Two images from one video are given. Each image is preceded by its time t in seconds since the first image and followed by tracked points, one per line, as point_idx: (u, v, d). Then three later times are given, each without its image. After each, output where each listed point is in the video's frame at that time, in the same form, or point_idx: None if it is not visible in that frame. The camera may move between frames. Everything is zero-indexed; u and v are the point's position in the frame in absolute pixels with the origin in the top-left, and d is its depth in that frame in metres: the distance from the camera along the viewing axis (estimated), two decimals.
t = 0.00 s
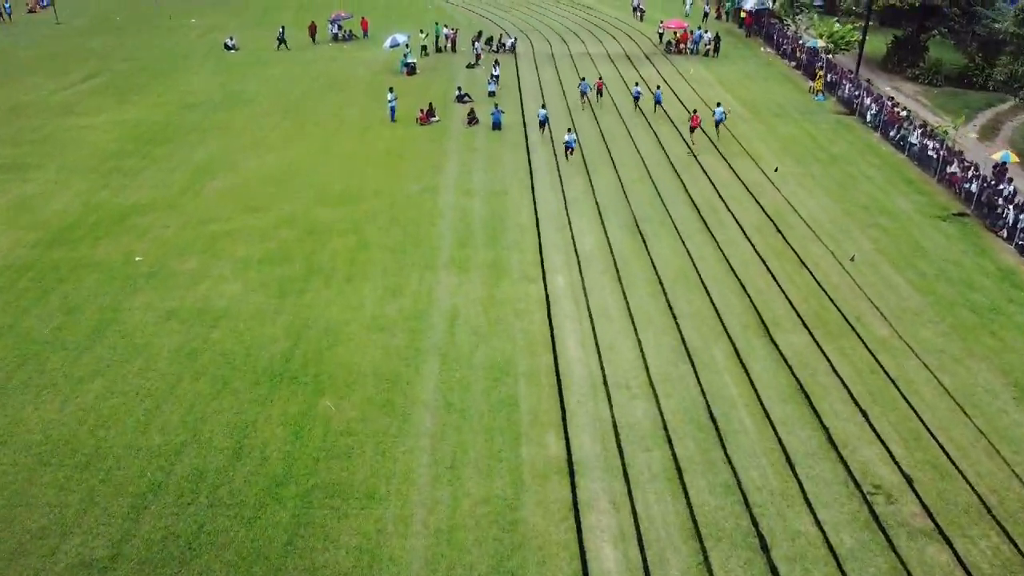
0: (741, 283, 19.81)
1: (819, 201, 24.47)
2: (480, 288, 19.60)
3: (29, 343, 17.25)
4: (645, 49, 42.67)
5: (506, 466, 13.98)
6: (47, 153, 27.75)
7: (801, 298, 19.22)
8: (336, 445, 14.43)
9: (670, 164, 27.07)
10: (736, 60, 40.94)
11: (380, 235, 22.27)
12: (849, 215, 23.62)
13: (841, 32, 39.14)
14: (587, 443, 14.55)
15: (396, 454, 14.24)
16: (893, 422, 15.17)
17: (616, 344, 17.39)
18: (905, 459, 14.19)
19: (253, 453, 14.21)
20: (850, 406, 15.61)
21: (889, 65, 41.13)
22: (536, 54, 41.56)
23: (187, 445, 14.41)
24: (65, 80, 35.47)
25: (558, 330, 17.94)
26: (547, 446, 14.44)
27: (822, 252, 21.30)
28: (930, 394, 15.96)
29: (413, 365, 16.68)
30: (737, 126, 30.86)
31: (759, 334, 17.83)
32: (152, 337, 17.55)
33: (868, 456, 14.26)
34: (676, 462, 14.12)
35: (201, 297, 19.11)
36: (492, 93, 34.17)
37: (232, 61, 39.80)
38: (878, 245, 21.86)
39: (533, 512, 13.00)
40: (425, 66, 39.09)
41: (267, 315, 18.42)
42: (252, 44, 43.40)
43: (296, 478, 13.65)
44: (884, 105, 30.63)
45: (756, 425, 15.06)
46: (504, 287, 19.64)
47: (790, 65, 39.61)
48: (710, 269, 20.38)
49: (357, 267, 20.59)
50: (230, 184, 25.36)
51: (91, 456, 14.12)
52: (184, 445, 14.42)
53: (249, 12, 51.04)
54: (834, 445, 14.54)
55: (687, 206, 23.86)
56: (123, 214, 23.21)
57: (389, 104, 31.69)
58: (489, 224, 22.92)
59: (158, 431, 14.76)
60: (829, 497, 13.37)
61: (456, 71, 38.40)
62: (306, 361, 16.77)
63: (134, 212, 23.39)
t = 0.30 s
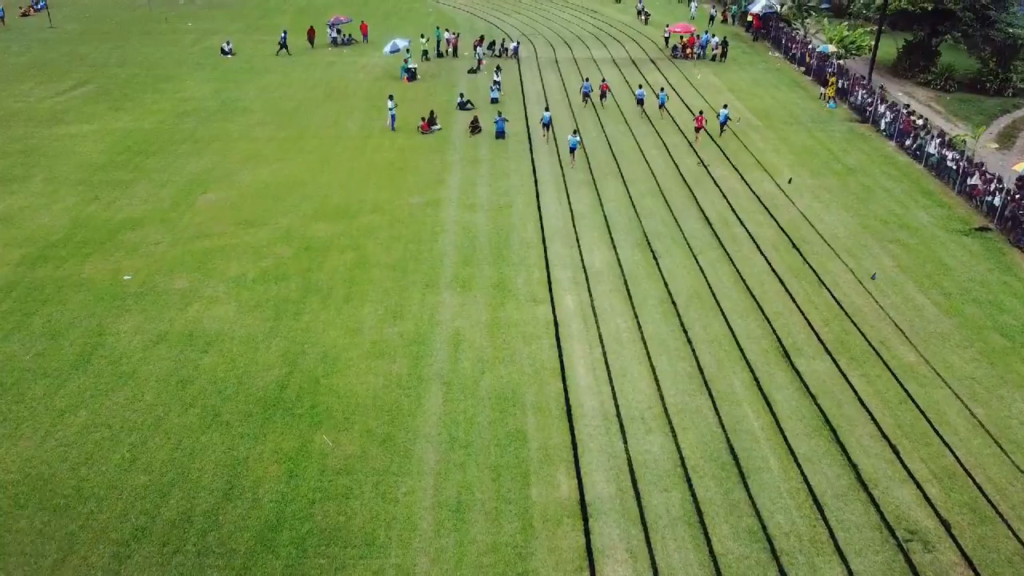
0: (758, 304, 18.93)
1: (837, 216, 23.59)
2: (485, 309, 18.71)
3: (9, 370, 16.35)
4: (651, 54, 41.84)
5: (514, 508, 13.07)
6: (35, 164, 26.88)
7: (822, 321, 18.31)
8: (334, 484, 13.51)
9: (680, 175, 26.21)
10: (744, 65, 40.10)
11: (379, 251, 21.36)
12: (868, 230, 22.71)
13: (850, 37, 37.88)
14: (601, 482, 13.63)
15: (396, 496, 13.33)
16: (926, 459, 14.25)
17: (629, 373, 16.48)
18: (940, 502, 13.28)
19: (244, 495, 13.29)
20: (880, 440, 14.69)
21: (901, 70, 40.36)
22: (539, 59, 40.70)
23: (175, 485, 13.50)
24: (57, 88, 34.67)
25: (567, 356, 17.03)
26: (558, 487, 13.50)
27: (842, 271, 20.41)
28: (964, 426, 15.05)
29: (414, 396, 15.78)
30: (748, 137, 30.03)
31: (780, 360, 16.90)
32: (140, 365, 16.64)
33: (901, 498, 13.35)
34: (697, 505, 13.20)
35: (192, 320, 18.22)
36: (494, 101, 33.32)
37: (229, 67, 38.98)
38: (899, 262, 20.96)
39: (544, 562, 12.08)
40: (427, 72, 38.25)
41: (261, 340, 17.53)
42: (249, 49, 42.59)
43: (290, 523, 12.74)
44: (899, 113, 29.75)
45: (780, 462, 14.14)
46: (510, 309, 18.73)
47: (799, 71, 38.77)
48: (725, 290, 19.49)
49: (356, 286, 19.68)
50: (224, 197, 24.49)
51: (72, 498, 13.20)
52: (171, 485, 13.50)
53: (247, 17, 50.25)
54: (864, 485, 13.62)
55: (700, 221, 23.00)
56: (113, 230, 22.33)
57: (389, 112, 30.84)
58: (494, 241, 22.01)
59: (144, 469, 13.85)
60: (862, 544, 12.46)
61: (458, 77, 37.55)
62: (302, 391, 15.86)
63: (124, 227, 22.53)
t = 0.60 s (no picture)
0: (781, 333, 17.84)
1: (859, 235, 22.48)
2: (491, 339, 17.62)
3: None
4: (658, 60, 40.75)
5: (526, 570, 11.96)
6: (20, 179, 25.81)
7: (850, 353, 17.20)
8: (329, 543, 12.40)
9: (693, 190, 25.13)
10: (754, 71, 38.99)
11: (379, 274, 20.26)
12: (893, 250, 21.60)
13: (864, 43, 37.24)
14: (621, 539, 12.51)
15: (397, 556, 12.21)
16: (972, 511, 13.14)
17: (647, 412, 15.38)
18: (991, 562, 12.17)
19: (231, 555, 12.18)
20: (920, 489, 13.58)
21: (914, 76, 38.77)
22: (543, 66, 39.60)
23: (156, 543, 12.40)
24: (46, 97, 33.61)
25: (580, 392, 15.92)
26: (573, 544, 12.39)
27: (868, 297, 19.33)
28: (1009, 473, 13.94)
29: (416, 438, 14.66)
30: (762, 149, 28.94)
31: (808, 397, 15.79)
32: (122, 402, 15.51)
33: (947, 557, 12.24)
34: (725, 565, 12.08)
35: (179, 352, 17.10)
36: (498, 110, 32.24)
37: (224, 75, 37.92)
38: (928, 286, 19.85)
39: None
40: (427, 79, 37.15)
41: (252, 374, 16.43)
42: (245, 55, 41.51)
43: None
44: (919, 123, 28.63)
45: (814, 515, 13.03)
46: (518, 338, 17.63)
47: (811, 78, 37.68)
48: (745, 318, 18.39)
49: (354, 313, 18.57)
50: (216, 215, 23.40)
51: (43, 559, 12.09)
52: (151, 543, 12.39)
53: (243, 21, 49.20)
54: (906, 541, 12.52)
55: (715, 241, 21.91)
56: (98, 252, 21.25)
57: (389, 122, 29.73)
58: (500, 262, 20.90)
59: (122, 524, 12.73)
60: None
61: (459, 84, 36.46)
62: (295, 433, 14.74)
63: (110, 248, 21.46)
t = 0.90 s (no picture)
0: (807, 366, 16.75)
1: (883, 255, 21.38)
2: (497, 372, 16.52)
3: None
4: (665, 66, 39.67)
5: None
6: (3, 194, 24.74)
7: (881, 388, 16.10)
8: None
9: (707, 206, 24.04)
10: (765, 78, 37.90)
11: (378, 299, 19.17)
12: (920, 272, 20.50)
13: (878, 50, 36.14)
14: None
15: None
16: None
17: (666, 456, 14.27)
18: None
19: None
20: (965, 546, 12.50)
21: (929, 83, 37.65)
22: (548, 72, 38.55)
23: None
24: (35, 106, 32.55)
25: (594, 434, 14.81)
26: None
27: (896, 325, 18.24)
28: None
29: (418, 487, 13.53)
30: (777, 161, 27.82)
31: (839, 438, 14.70)
32: (101, 446, 14.39)
33: None
34: None
35: (165, 388, 15.99)
36: (501, 119, 31.16)
37: (219, 82, 36.85)
38: (959, 312, 18.76)
39: None
40: (428, 86, 36.07)
41: (242, 413, 15.30)
42: (241, 61, 40.46)
43: None
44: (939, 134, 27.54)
45: None
46: (526, 372, 16.53)
47: (823, 86, 36.66)
48: (768, 349, 17.29)
49: (351, 342, 17.47)
50: (207, 234, 22.32)
51: None
52: None
53: (240, 25, 48.18)
54: None
55: (732, 263, 20.81)
56: (82, 275, 20.18)
57: (389, 133, 28.65)
58: (505, 285, 19.80)
59: None
60: None
61: (461, 92, 35.39)
62: (287, 483, 13.61)
63: (95, 270, 20.38)
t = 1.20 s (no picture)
0: (829, 395, 15.87)
1: (904, 273, 20.50)
2: (502, 403, 15.64)
3: None
4: (671, 71, 38.85)
5: None
6: None
7: (908, 420, 15.22)
8: None
9: (718, 220, 23.19)
10: (773, 84, 37.06)
11: (377, 322, 18.30)
12: (943, 292, 19.62)
13: (890, 55, 35.30)
14: None
15: None
16: None
17: (684, 497, 13.38)
18: None
19: None
20: None
21: (941, 87, 36.73)
22: (551, 77, 37.70)
23: None
24: (25, 114, 31.72)
25: (606, 472, 13.92)
26: None
27: (922, 350, 17.34)
28: None
29: (419, 533, 12.65)
30: (789, 172, 26.96)
31: (867, 477, 13.81)
32: (81, 487, 13.51)
33: None
34: None
35: (150, 421, 15.11)
36: (504, 128, 30.30)
37: (215, 88, 36.01)
38: (986, 335, 17.88)
39: None
40: (429, 93, 35.22)
41: (231, 449, 14.42)
42: (237, 67, 39.59)
43: None
44: (957, 144, 26.67)
45: None
46: (533, 403, 15.65)
47: (833, 92, 35.81)
48: (788, 377, 16.40)
49: (348, 370, 16.58)
50: (198, 251, 21.45)
51: None
52: None
53: (237, 29, 47.28)
54: None
55: (747, 282, 19.93)
56: (68, 295, 19.30)
57: (389, 143, 27.77)
58: (510, 306, 18.92)
59: None
60: None
61: (463, 98, 34.54)
62: (279, 528, 12.74)
63: (81, 290, 19.50)
